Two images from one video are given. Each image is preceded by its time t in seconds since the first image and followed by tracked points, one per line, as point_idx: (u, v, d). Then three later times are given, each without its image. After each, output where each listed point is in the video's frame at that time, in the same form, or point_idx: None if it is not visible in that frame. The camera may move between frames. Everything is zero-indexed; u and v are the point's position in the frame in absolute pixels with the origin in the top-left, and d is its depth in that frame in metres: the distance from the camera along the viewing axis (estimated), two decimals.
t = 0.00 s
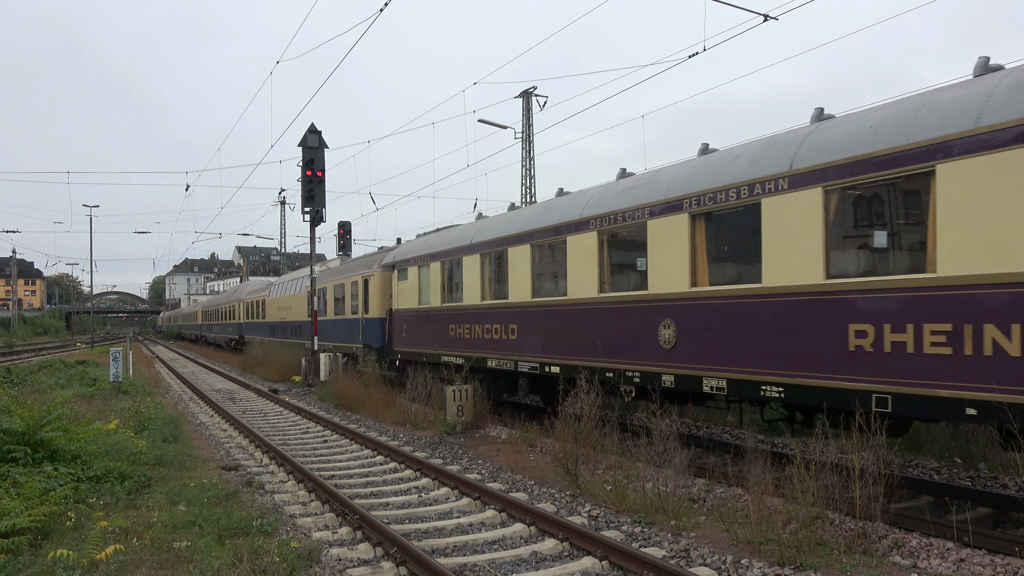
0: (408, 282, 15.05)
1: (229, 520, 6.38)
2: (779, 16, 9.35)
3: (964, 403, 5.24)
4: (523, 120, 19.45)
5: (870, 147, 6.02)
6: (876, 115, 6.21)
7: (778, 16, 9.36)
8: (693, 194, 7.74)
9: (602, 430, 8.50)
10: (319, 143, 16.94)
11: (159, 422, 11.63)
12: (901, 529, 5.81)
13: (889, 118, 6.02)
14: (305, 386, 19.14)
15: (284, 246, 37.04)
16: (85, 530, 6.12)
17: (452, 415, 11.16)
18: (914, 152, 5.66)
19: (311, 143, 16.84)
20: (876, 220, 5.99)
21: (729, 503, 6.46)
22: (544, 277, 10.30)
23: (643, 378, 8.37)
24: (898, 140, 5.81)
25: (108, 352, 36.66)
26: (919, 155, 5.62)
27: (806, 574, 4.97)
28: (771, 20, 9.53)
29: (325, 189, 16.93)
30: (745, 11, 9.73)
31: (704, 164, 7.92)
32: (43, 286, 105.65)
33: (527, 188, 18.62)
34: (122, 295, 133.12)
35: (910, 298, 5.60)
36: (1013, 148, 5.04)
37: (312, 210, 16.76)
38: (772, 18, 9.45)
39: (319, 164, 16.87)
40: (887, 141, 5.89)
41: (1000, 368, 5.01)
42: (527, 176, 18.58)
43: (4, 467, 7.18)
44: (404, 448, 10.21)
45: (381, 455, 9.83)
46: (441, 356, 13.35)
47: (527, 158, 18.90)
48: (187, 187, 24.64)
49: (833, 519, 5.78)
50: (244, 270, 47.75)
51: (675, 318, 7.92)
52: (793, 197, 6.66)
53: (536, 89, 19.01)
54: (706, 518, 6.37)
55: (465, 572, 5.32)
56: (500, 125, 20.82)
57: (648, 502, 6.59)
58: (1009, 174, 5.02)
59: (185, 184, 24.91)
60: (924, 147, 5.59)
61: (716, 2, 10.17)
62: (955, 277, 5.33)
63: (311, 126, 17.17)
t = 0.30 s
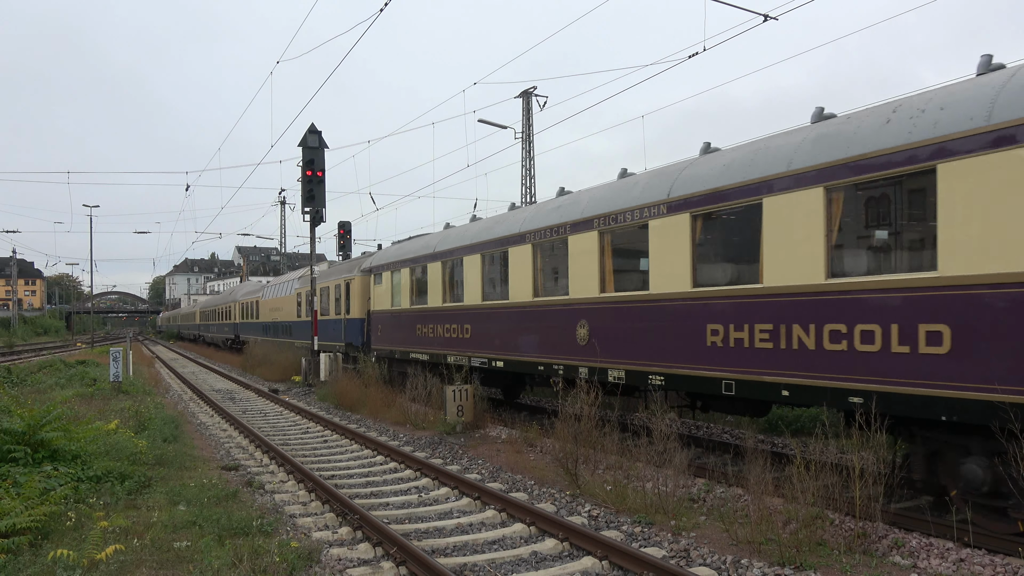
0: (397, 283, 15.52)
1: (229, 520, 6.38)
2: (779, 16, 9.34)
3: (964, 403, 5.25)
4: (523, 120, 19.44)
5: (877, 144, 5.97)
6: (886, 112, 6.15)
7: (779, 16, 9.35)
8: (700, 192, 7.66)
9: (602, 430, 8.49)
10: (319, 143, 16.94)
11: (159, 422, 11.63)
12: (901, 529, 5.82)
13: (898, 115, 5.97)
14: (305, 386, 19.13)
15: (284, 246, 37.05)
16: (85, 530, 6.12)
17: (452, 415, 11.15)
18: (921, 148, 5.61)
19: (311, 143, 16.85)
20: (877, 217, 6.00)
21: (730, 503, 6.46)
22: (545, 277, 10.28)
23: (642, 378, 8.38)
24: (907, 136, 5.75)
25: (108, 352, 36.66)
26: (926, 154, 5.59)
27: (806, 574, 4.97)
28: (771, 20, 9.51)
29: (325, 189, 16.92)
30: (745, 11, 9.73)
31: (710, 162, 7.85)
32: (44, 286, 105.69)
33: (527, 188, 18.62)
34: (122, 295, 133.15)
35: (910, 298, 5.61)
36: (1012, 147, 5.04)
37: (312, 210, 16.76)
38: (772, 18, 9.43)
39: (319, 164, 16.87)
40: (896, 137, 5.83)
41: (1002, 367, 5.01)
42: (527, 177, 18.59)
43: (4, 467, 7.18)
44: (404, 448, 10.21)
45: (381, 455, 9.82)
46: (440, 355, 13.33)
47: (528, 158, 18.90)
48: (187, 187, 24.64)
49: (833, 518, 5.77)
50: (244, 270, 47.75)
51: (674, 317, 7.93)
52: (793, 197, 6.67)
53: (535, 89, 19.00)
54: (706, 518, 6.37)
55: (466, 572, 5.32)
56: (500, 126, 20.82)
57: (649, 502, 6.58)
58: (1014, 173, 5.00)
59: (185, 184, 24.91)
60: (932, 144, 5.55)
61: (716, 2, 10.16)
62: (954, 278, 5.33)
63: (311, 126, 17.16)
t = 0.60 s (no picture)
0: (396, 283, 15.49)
1: (229, 520, 6.38)
2: (779, 16, 9.33)
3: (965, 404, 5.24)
4: (523, 120, 19.45)
5: (894, 139, 5.84)
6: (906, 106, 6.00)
7: (779, 16, 9.35)
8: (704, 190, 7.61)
9: (602, 430, 8.48)
10: (319, 143, 16.94)
11: (159, 422, 11.63)
12: (901, 529, 5.84)
13: (909, 111, 5.89)
14: (305, 386, 19.13)
15: (284, 246, 37.06)
16: (85, 530, 6.12)
17: (452, 415, 11.15)
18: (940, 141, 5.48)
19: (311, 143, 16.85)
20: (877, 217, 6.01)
21: (730, 502, 6.46)
22: (547, 277, 10.24)
23: (642, 379, 8.38)
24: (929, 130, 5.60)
25: (108, 352, 36.65)
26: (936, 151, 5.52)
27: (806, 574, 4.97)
28: (771, 20, 9.51)
29: (325, 188, 16.91)
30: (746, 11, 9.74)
31: (720, 159, 7.71)
32: (44, 286, 105.70)
33: (527, 188, 18.63)
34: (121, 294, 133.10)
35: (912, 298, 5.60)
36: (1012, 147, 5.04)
37: (312, 210, 16.76)
38: (772, 18, 9.43)
39: (319, 164, 16.87)
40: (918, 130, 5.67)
41: (1003, 367, 5.00)
42: (527, 176, 18.59)
43: (4, 467, 7.18)
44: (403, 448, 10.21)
45: (381, 455, 9.82)
46: (440, 355, 13.33)
47: (527, 158, 18.90)
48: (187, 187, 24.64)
49: (833, 518, 5.78)
50: (244, 270, 47.76)
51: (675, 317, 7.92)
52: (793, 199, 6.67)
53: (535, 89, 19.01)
54: (706, 518, 6.37)
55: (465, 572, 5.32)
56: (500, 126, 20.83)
57: (649, 502, 6.58)
58: (1005, 178, 5.05)
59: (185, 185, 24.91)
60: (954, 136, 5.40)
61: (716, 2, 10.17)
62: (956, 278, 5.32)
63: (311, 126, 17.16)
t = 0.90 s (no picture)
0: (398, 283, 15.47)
1: (229, 520, 6.38)
2: (780, 16, 9.30)
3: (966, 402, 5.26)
4: (523, 120, 19.46)
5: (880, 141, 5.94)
6: (914, 104, 5.96)
7: (780, 15, 9.32)
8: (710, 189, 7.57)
9: (602, 430, 8.48)
10: (319, 143, 16.93)
11: (159, 422, 11.63)
12: (901, 528, 5.89)
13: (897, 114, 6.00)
14: (305, 386, 19.11)
15: (284, 246, 37.08)
16: (84, 530, 6.12)
17: (452, 415, 11.15)
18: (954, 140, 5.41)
19: (311, 143, 16.85)
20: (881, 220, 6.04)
21: (730, 503, 6.46)
22: (548, 276, 10.29)
23: (644, 377, 8.41)
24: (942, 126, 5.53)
25: (108, 352, 36.64)
26: (948, 149, 5.47)
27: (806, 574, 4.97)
28: (771, 20, 9.48)
29: (325, 188, 16.92)
30: (745, 12, 9.74)
31: (727, 157, 7.67)
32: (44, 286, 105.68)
33: (527, 188, 18.63)
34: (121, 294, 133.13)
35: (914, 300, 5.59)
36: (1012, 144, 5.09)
37: (312, 210, 16.76)
38: (773, 18, 9.38)
39: (319, 164, 16.86)
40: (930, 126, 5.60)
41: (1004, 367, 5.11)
42: (527, 176, 18.59)
43: (4, 467, 7.18)
44: (403, 448, 10.21)
45: (381, 455, 9.82)
46: (440, 355, 13.32)
47: (527, 158, 18.90)
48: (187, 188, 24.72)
49: (833, 518, 5.78)
50: (244, 270, 47.73)
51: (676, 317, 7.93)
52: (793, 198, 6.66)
53: (535, 89, 19.02)
54: (706, 518, 6.37)
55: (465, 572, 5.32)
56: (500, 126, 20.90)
57: (649, 502, 6.58)
58: (874, 199, 5.97)
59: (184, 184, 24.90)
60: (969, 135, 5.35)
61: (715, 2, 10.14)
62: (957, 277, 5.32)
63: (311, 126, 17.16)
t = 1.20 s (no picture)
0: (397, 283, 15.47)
1: (229, 520, 6.38)
2: (779, 16, 9.88)
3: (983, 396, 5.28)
4: (523, 120, 19.45)
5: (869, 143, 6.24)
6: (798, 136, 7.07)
7: (779, 16, 9.89)
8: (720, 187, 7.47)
9: (603, 430, 8.49)
10: (319, 143, 16.94)
11: (159, 422, 11.63)
12: (902, 528, 5.83)
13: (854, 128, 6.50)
14: (305, 386, 19.11)
15: (284, 245, 37.06)
16: (85, 530, 6.13)
17: (451, 415, 11.15)
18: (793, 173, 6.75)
19: (311, 143, 16.85)
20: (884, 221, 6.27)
21: (730, 502, 6.47)
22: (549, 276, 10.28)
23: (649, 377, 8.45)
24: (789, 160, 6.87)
25: (107, 352, 36.64)
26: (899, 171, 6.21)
27: (806, 574, 4.97)
28: (771, 20, 10.01)
29: (325, 189, 16.92)
30: (746, 11, 10.24)
31: (739, 154, 7.57)
32: (44, 286, 105.69)
33: (527, 188, 18.63)
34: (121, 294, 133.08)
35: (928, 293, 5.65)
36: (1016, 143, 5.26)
37: (312, 210, 16.76)
38: (773, 18, 9.93)
39: (319, 164, 16.87)
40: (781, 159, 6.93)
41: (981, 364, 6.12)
42: (527, 176, 18.60)
43: (4, 467, 7.18)
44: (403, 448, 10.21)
45: (381, 455, 9.82)
46: (441, 356, 13.33)
47: (527, 158, 18.90)
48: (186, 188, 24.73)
49: (833, 518, 5.78)
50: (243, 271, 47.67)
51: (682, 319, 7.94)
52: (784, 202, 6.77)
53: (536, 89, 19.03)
54: (706, 518, 6.38)
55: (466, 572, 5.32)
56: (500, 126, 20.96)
57: (649, 502, 6.58)
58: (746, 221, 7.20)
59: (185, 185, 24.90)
60: (807, 169, 6.68)
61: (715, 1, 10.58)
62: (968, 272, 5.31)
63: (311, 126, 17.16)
